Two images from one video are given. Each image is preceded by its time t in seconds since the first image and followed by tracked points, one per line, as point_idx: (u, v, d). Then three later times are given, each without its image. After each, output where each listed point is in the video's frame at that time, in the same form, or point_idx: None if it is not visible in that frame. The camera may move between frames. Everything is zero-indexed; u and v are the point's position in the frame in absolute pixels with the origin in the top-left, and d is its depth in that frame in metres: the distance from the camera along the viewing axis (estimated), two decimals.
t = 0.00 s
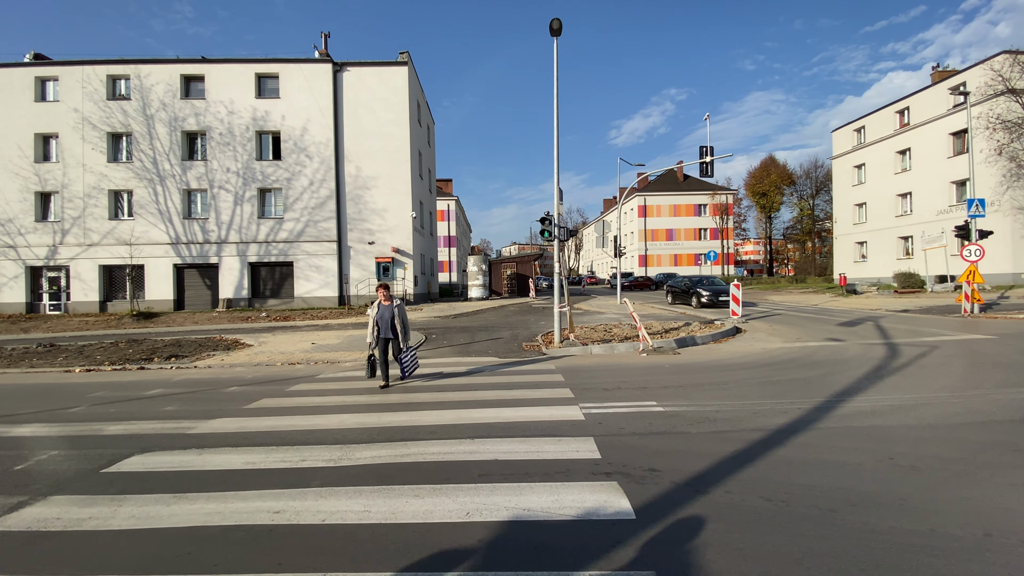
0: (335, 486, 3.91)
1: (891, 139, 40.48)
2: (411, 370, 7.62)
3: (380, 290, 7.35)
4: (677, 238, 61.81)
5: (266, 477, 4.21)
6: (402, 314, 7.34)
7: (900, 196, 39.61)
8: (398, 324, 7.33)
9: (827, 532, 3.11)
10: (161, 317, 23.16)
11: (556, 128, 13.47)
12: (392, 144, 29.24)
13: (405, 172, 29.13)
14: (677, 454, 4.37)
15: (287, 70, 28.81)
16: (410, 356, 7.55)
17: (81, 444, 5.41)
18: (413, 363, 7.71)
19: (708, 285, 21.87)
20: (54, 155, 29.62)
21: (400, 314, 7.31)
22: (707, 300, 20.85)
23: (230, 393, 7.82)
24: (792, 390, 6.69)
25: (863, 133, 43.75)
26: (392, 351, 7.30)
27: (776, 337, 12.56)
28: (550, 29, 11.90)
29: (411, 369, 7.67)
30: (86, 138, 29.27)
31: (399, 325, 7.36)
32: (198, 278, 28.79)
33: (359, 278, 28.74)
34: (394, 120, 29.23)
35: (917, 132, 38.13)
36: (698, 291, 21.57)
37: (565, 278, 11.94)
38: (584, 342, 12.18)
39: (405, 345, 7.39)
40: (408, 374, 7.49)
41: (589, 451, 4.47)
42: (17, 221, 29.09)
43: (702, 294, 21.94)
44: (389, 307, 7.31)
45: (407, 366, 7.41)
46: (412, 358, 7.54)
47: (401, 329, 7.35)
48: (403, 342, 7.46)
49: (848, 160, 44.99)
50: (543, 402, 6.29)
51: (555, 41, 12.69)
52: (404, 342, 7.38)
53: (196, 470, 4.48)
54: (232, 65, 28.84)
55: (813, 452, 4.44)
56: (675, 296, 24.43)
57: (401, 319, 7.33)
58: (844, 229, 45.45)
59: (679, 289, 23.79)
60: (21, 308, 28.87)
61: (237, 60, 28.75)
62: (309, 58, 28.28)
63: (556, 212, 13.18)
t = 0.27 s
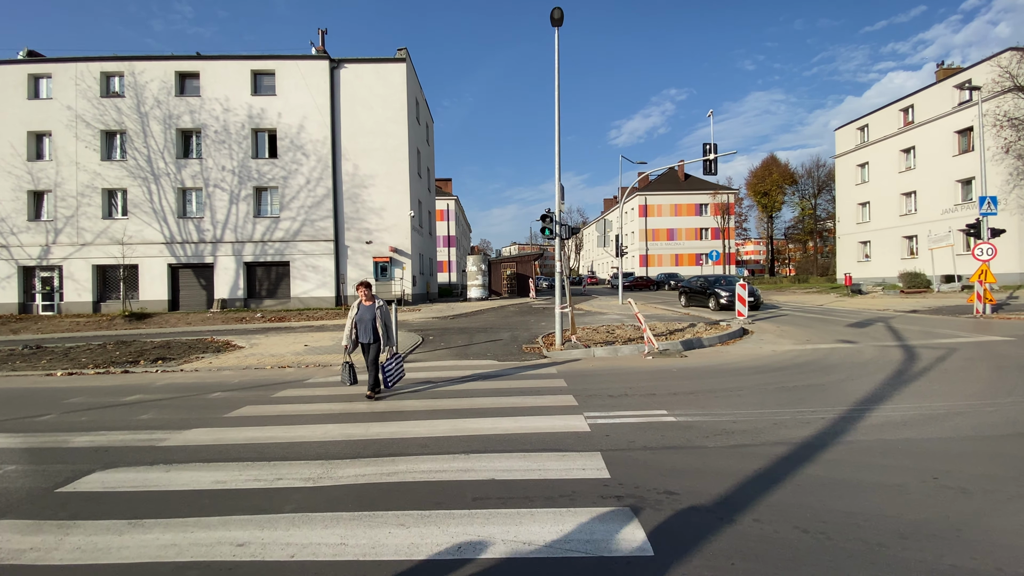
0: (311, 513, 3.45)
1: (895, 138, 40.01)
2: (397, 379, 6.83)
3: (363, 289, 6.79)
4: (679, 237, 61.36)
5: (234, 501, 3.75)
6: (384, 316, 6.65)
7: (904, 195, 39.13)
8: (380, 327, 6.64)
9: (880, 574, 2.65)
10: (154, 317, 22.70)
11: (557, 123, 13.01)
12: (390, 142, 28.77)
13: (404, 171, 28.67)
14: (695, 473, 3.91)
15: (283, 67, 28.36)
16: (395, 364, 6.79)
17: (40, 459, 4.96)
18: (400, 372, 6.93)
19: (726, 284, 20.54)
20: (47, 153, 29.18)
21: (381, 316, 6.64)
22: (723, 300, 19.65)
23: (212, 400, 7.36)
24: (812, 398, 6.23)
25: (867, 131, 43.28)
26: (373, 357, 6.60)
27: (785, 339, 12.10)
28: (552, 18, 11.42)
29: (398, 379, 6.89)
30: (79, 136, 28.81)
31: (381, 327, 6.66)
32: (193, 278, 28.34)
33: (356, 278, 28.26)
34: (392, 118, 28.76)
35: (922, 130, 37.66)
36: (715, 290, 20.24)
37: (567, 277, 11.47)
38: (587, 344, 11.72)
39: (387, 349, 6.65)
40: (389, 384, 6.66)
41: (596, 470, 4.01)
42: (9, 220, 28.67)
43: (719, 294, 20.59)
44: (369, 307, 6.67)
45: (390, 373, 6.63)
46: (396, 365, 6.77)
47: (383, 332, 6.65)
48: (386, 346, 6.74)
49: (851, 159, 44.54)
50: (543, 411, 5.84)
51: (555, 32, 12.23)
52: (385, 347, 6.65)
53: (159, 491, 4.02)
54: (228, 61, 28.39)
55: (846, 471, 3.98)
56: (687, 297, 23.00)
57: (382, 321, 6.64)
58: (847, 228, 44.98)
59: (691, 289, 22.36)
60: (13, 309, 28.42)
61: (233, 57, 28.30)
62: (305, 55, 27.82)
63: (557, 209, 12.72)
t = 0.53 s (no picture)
0: (283, 549, 3.03)
1: (899, 136, 39.56)
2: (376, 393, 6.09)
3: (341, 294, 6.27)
4: (680, 237, 60.91)
5: (196, 533, 3.31)
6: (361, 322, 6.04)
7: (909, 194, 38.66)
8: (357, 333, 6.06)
9: None
10: (147, 319, 22.24)
11: (559, 118, 12.57)
12: (388, 140, 28.32)
13: (402, 169, 28.22)
14: (718, 499, 3.48)
15: (280, 64, 27.90)
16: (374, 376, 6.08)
17: None
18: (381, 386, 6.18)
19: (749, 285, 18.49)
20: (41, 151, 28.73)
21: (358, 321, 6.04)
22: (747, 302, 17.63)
23: (193, 408, 6.92)
24: (835, 408, 5.80)
25: (871, 130, 42.83)
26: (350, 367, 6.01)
27: (796, 342, 11.66)
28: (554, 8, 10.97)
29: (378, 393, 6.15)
30: (73, 134, 28.34)
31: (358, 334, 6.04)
32: (189, 278, 27.90)
33: (354, 278, 27.81)
34: (390, 116, 28.31)
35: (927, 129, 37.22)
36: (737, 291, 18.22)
37: (569, 277, 11.03)
38: (590, 347, 11.28)
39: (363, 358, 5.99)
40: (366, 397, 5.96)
41: (607, 495, 3.58)
42: (2, 220, 28.23)
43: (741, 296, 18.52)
44: (346, 312, 6.10)
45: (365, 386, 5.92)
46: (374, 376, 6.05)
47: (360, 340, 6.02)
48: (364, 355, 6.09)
49: (855, 158, 44.09)
50: (546, 422, 5.41)
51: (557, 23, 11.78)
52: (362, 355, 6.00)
53: (117, 519, 3.59)
54: (223, 58, 27.94)
55: (887, 496, 3.56)
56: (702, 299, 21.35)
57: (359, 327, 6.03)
58: (851, 228, 44.50)
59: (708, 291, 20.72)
60: (6, 310, 27.96)
61: (228, 54, 27.85)
62: (302, 52, 27.37)
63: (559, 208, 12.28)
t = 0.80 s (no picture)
0: None
1: (904, 134, 39.11)
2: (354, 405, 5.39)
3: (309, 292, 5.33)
4: (682, 237, 60.46)
5: (152, 566, 2.86)
6: (338, 325, 5.25)
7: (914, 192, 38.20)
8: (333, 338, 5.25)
9: None
10: (140, 319, 21.77)
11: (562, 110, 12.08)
12: (386, 137, 27.85)
13: (401, 167, 27.75)
14: (757, 527, 3.02)
15: (276, 60, 27.44)
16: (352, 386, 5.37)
17: None
18: (358, 397, 5.49)
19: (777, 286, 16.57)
20: (34, 149, 28.28)
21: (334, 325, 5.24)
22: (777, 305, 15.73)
23: (172, 415, 6.44)
24: (867, 415, 5.34)
25: (875, 128, 42.37)
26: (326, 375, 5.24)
27: (810, 342, 11.19)
28: None
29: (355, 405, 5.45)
30: (66, 131, 27.86)
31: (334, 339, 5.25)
32: (184, 277, 27.43)
33: (352, 277, 27.33)
34: (389, 113, 27.83)
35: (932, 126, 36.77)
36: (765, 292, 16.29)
37: (573, 275, 10.54)
38: (595, 348, 10.82)
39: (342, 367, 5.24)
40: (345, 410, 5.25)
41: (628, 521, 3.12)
42: None
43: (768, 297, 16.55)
44: (319, 313, 5.25)
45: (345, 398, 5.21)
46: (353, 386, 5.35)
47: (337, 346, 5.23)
48: (341, 363, 5.32)
49: (859, 156, 43.61)
50: (554, 431, 4.95)
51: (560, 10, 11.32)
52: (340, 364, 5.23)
53: (63, 549, 3.12)
54: (219, 54, 27.48)
55: (950, 522, 3.10)
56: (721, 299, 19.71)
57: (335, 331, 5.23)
58: (855, 227, 44.04)
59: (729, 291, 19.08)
60: None
61: (224, 50, 27.40)
62: (299, 47, 26.91)
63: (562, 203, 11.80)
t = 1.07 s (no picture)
0: None
1: (909, 133, 38.64)
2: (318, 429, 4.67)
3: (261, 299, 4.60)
4: (683, 237, 59.98)
5: None
6: (293, 337, 4.51)
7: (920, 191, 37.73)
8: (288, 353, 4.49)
9: None
10: (133, 321, 21.30)
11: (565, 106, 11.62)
12: (385, 136, 27.38)
13: (399, 166, 27.28)
14: None
15: (273, 57, 27.00)
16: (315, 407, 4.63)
17: None
18: (324, 419, 4.76)
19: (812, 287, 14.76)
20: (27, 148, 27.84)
21: (288, 337, 4.49)
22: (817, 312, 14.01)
23: (149, 430, 5.99)
24: (902, 433, 4.90)
25: (879, 127, 41.89)
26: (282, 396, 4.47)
27: (823, 347, 10.74)
28: None
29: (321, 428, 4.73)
30: (60, 130, 27.41)
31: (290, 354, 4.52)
32: (179, 278, 26.97)
33: (350, 278, 26.86)
34: (387, 111, 27.37)
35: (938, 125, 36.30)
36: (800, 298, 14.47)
37: (577, 277, 10.05)
38: (599, 353, 10.37)
39: (301, 385, 4.51)
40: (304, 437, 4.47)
41: (652, 571, 2.69)
42: None
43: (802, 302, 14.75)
44: (272, 324, 4.51)
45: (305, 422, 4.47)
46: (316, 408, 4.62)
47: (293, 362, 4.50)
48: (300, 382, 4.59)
49: (863, 155, 43.12)
50: (560, 452, 4.50)
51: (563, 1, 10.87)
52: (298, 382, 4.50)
53: None
54: (214, 51, 27.03)
55: None
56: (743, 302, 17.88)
57: (290, 344, 4.48)
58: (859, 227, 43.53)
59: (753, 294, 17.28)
60: None
61: (220, 47, 26.95)
62: (296, 45, 26.46)
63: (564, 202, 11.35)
